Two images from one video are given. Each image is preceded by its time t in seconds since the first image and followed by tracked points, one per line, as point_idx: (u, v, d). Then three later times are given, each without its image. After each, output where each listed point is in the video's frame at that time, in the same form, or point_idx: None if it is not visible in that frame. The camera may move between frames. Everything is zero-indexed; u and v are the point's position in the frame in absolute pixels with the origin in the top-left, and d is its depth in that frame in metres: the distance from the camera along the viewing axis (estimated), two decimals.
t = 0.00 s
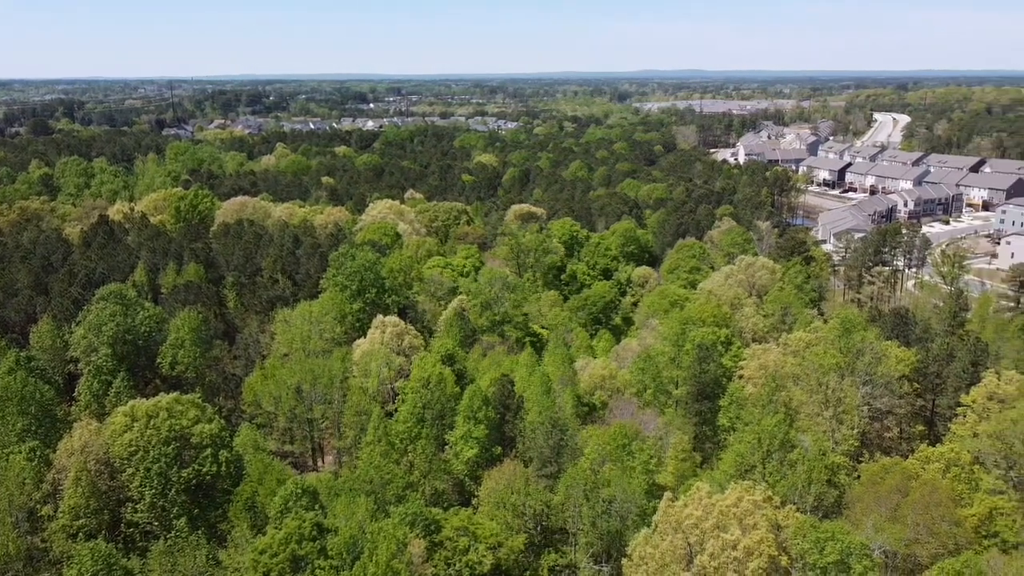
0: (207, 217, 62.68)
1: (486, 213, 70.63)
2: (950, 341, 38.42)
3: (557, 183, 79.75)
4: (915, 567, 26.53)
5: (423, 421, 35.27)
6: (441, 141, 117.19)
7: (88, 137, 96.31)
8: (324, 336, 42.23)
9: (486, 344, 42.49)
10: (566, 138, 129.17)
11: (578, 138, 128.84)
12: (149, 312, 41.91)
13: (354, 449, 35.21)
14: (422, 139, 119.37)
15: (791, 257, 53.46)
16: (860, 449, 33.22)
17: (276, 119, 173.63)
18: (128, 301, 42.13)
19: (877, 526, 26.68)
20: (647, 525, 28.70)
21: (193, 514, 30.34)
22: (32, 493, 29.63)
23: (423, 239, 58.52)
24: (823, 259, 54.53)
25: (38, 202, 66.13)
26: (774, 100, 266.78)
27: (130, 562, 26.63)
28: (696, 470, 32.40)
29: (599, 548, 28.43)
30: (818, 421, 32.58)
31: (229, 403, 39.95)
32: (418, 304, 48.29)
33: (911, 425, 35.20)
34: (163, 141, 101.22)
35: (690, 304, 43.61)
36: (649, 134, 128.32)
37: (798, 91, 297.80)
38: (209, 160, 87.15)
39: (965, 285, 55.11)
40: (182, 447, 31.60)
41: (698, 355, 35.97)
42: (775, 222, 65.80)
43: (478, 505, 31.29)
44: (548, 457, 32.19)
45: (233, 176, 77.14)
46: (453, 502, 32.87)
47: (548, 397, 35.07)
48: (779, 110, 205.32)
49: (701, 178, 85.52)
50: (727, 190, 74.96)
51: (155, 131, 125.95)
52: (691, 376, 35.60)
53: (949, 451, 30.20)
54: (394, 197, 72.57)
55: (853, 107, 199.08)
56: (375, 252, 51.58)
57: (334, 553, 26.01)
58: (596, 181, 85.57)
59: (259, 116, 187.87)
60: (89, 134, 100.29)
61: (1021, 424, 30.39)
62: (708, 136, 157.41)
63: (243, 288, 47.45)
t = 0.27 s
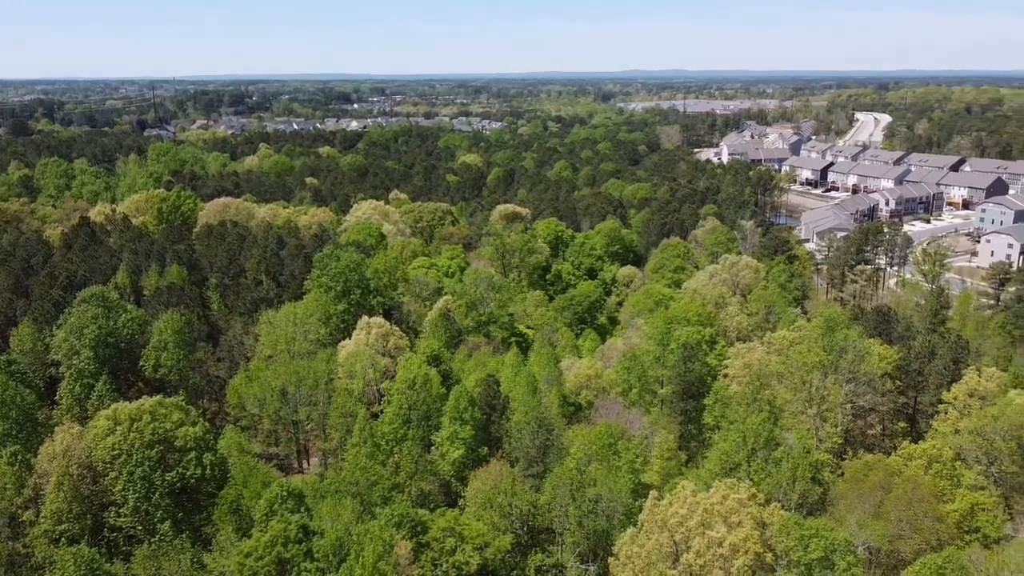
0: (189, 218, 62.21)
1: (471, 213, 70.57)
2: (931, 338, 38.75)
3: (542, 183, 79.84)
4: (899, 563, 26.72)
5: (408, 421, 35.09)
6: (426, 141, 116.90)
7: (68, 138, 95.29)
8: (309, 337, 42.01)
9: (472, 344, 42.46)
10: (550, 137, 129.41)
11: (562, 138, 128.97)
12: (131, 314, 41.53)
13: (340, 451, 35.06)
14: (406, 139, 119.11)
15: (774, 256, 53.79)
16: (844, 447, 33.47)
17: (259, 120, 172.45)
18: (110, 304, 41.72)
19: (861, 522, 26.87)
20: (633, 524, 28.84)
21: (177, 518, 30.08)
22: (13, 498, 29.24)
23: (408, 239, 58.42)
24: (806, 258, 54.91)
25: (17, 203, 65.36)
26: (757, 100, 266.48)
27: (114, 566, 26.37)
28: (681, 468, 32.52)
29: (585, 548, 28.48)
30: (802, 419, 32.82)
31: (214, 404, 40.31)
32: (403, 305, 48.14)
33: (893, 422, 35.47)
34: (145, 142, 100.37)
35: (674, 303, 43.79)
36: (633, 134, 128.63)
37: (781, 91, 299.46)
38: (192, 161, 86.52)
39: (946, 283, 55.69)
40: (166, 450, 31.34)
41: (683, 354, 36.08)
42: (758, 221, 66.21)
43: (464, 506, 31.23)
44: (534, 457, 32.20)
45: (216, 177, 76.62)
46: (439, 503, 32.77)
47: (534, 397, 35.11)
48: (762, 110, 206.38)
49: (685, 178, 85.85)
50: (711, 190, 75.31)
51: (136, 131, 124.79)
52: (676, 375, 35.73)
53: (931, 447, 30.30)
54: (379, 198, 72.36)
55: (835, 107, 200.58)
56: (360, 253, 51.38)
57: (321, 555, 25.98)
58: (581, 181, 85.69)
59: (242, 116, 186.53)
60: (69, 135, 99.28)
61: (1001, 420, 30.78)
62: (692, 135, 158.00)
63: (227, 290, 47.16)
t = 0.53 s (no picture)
0: (174, 219, 61.73)
1: (458, 213, 70.52)
2: (915, 336, 39.07)
3: (529, 183, 79.91)
4: (885, 560, 26.83)
5: (396, 422, 34.99)
6: (412, 141, 116.65)
7: (51, 138, 94.45)
8: (296, 339, 41.80)
9: (459, 345, 42.42)
10: (537, 137, 129.59)
11: (549, 138, 129.08)
12: (116, 317, 41.19)
13: (327, 452, 34.91)
14: (392, 139, 118.88)
15: (760, 255, 54.04)
16: (830, 444, 33.72)
17: (244, 120, 171.48)
18: (94, 306, 41.36)
19: (846, 520, 27.06)
20: (621, 523, 28.88)
21: (163, 521, 29.89)
22: None
23: (395, 240, 58.30)
24: (792, 257, 55.22)
25: None
26: (742, 100, 268.40)
27: (99, 571, 26.17)
28: (669, 467, 32.64)
29: (573, 547, 28.53)
30: (789, 417, 33.02)
31: (200, 408, 39.15)
32: (391, 306, 48.02)
33: (879, 419, 35.74)
34: (129, 142, 99.52)
35: (661, 303, 43.93)
36: (620, 134, 128.91)
37: (766, 91, 300.92)
38: (176, 162, 85.97)
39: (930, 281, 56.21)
40: (151, 453, 31.06)
41: (670, 353, 36.14)
42: (744, 221, 66.54)
43: (453, 507, 31.18)
44: (522, 457, 32.20)
45: (201, 177, 76.15)
46: (428, 504, 32.67)
47: (521, 398, 35.14)
48: (747, 109, 207.32)
49: (672, 177, 86.12)
50: (697, 189, 75.59)
51: (119, 132, 123.80)
52: (663, 375, 35.79)
53: (916, 444, 30.57)
54: (365, 198, 72.16)
55: (819, 107, 201.85)
56: (347, 254, 51.19)
57: (309, 558, 25.88)
58: (568, 181, 85.75)
59: (227, 116, 185.42)
60: (51, 135, 98.38)
61: (984, 418, 31.11)
62: (678, 135, 158.50)
63: (212, 291, 46.88)
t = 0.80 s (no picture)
0: (161, 220, 61.35)
1: (447, 214, 70.44)
2: (902, 334, 39.32)
3: (518, 183, 79.95)
4: (872, 558, 26.96)
5: (386, 424, 34.89)
6: (400, 142, 116.46)
7: (36, 139, 93.75)
8: (284, 340, 41.58)
9: (449, 346, 42.36)
10: (525, 137, 129.86)
11: (537, 139, 129.20)
12: (102, 319, 40.88)
13: (316, 454, 34.77)
14: (381, 140, 118.63)
15: (748, 255, 54.26)
16: (818, 443, 33.90)
17: (231, 121, 170.72)
18: (80, 308, 41.04)
19: (835, 519, 27.19)
20: (610, 523, 28.86)
21: (151, 524, 29.64)
22: None
23: (383, 241, 58.19)
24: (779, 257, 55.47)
25: None
26: (730, 100, 269.61)
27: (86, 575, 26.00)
28: (658, 467, 32.73)
29: (563, 548, 28.52)
30: (777, 416, 33.18)
31: (188, 409, 39.27)
32: (380, 307, 47.91)
33: (866, 418, 35.93)
34: (115, 143, 98.89)
35: (650, 303, 44.04)
36: (608, 134, 129.17)
37: (753, 91, 302.20)
38: (163, 162, 85.48)
39: (916, 280, 56.55)
40: (139, 456, 30.79)
41: (659, 353, 36.16)
42: (732, 220, 66.84)
43: (443, 508, 31.13)
44: (512, 458, 32.18)
45: (188, 178, 75.72)
46: (418, 505, 32.55)
47: (511, 398, 35.15)
48: (735, 109, 208.11)
49: (660, 177, 86.34)
50: (685, 189, 75.83)
51: (105, 133, 122.98)
52: (652, 374, 35.83)
53: (903, 442, 30.75)
54: (354, 199, 71.99)
55: (806, 107, 202.87)
56: (335, 255, 51.02)
57: (297, 561, 25.79)
58: (556, 181, 85.81)
59: (214, 117, 184.57)
60: (36, 137, 97.59)
61: (969, 416, 31.34)
62: (666, 135, 158.95)
63: (200, 293, 46.64)
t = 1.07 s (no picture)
0: (144, 221, 60.84)
1: (432, 214, 70.31)
2: (885, 332, 39.63)
3: (503, 183, 79.94)
4: (857, 554, 27.09)
5: (372, 425, 34.78)
6: (385, 142, 116.13)
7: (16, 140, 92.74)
8: (269, 341, 41.31)
9: (435, 346, 42.28)
10: (510, 137, 129.94)
11: (523, 139, 129.27)
12: (85, 321, 40.48)
13: (302, 456, 34.57)
14: (366, 140, 118.23)
15: (733, 254, 54.53)
16: (803, 441, 34.10)
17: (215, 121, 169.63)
18: (62, 310, 40.61)
19: (820, 515, 27.33)
20: (597, 522, 28.86)
21: (135, 528, 29.17)
22: None
23: (369, 241, 58.02)
24: (764, 256, 55.76)
25: None
26: (714, 100, 270.73)
27: None
28: (644, 466, 32.80)
29: (551, 547, 28.51)
30: (762, 415, 33.37)
31: (172, 412, 39.10)
32: (365, 308, 47.75)
33: (850, 415, 36.17)
34: (96, 143, 98.02)
35: (635, 302, 44.16)
36: (593, 135, 129.39)
37: (738, 91, 303.55)
38: (146, 163, 84.80)
39: (899, 278, 56.95)
40: (122, 459, 30.52)
41: (645, 352, 36.18)
42: (717, 220, 67.15)
43: (429, 508, 31.03)
44: (499, 458, 32.17)
45: (172, 179, 75.15)
46: (404, 506, 32.40)
47: (497, 399, 35.12)
48: (719, 109, 209.06)
49: (645, 177, 86.58)
50: (670, 189, 76.08)
51: (87, 133, 121.80)
52: (638, 373, 35.86)
53: (887, 440, 31.01)
54: (339, 200, 71.73)
55: (788, 107, 204.15)
56: (320, 256, 50.79)
57: (284, 562, 25.65)
58: (542, 181, 85.83)
59: (197, 117, 183.38)
60: (16, 138, 96.49)
61: (952, 412, 31.63)
62: (651, 135, 159.40)
63: (183, 294, 46.33)
